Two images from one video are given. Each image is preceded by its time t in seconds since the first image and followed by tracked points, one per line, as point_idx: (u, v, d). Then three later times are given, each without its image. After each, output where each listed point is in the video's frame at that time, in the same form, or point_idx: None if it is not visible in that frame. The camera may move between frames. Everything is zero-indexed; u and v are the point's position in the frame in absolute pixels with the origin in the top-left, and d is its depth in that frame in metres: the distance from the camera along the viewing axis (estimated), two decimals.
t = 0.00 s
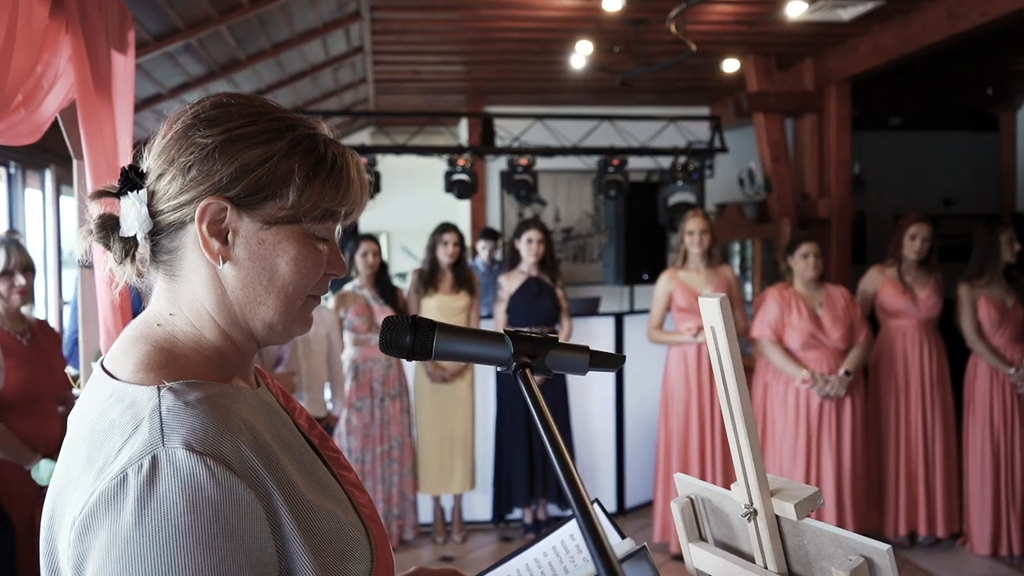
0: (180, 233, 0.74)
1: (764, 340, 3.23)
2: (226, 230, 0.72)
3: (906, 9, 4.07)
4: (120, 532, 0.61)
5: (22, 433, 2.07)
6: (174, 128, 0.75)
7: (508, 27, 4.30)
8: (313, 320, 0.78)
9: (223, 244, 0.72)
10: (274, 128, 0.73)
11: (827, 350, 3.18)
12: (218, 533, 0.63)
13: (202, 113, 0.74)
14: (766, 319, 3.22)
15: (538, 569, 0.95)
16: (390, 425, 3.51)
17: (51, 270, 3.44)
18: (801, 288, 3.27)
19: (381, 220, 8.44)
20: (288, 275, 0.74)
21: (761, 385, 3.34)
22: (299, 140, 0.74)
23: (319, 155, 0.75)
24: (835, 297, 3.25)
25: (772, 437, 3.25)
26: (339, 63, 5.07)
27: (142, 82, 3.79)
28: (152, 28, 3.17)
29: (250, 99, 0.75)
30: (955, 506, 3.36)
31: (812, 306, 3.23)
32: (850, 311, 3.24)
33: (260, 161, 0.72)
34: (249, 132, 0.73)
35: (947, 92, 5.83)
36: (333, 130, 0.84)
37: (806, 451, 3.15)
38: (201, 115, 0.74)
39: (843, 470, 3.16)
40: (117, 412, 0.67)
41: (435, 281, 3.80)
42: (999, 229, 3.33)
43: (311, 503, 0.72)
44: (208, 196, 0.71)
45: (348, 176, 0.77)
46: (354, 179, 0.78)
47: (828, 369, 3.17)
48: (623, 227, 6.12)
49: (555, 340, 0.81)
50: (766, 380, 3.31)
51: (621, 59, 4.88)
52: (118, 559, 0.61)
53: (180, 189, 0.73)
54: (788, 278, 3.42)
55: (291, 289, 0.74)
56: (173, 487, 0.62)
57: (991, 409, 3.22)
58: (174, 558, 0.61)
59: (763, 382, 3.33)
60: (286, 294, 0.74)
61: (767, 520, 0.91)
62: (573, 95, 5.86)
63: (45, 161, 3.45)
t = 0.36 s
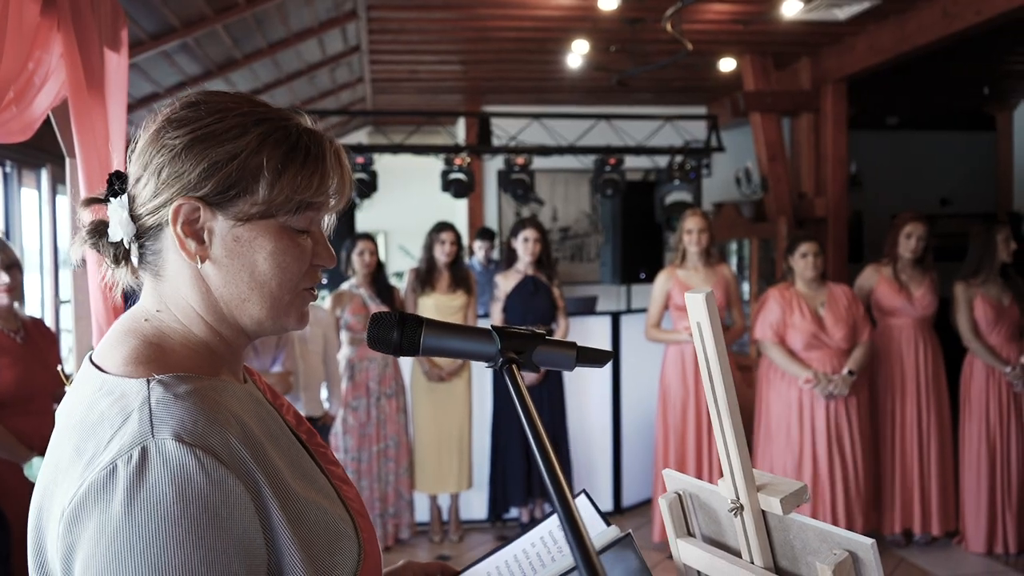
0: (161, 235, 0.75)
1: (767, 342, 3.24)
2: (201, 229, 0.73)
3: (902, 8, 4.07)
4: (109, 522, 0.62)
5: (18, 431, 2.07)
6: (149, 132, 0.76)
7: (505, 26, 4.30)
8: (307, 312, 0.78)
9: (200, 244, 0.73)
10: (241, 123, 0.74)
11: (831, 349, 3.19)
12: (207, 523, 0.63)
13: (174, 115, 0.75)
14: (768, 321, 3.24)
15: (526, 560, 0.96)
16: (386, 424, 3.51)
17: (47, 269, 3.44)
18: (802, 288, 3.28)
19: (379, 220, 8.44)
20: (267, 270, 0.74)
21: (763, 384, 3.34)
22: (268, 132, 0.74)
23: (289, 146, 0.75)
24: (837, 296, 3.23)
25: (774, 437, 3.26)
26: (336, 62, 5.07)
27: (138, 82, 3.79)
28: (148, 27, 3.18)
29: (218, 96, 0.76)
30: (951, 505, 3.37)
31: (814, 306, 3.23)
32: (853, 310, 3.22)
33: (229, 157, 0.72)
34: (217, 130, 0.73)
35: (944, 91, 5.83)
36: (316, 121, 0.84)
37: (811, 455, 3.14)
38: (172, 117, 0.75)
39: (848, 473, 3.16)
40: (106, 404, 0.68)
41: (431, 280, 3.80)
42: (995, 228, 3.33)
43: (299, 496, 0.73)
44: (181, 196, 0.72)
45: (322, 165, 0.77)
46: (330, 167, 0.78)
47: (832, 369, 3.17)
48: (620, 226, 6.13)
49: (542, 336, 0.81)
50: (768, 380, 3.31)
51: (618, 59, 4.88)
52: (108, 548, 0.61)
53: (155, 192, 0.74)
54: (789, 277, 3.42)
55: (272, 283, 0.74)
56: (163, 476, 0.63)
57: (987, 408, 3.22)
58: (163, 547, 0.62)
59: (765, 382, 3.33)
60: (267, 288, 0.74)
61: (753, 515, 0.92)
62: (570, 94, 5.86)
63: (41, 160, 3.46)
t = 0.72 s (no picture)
0: (152, 228, 0.75)
1: (766, 343, 3.24)
2: (193, 225, 0.73)
3: (903, 7, 4.06)
4: (92, 518, 0.62)
5: (17, 429, 2.08)
6: (144, 125, 0.76)
7: (505, 25, 4.30)
8: (295, 312, 0.79)
9: (191, 240, 0.73)
10: (238, 122, 0.74)
11: (830, 350, 3.19)
12: (189, 519, 0.64)
13: (171, 110, 0.75)
14: (766, 322, 3.23)
15: (521, 552, 0.96)
16: (387, 423, 3.52)
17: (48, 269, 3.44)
18: (800, 289, 3.28)
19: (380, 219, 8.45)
20: (257, 268, 0.74)
21: (761, 387, 3.33)
22: (264, 133, 0.74)
23: (285, 146, 0.75)
24: (834, 297, 3.25)
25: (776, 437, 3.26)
26: (337, 62, 5.08)
27: (139, 81, 3.79)
28: (149, 27, 3.18)
29: (217, 93, 0.76)
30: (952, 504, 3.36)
31: (811, 306, 3.23)
32: (850, 312, 3.24)
33: (223, 155, 0.72)
34: (213, 127, 0.73)
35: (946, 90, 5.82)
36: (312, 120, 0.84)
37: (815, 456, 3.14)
38: (169, 112, 0.75)
39: (850, 473, 3.16)
40: (91, 400, 0.69)
41: (432, 279, 3.80)
42: (997, 226, 3.32)
43: (285, 492, 0.74)
44: (173, 191, 0.73)
45: (316, 166, 0.77)
46: (324, 167, 0.78)
47: (832, 369, 3.17)
48: (621, 225, 6.13)
49: (533, 331, 0.80)
50: (767, 382, 3.30)
51: (618, 58, 4.88)
52: (91, 544, 0.62)
53: (148, 186, 0.74)
54: (786, 279, 3.42)
55: (262, 283, 0.75)
56: (144, 473, 0.63)
57: (988, 407, 3.22)
58: (145, 542, 0.62)
59: (765, 385, 3.30)
60: (257, 288, 0.75)
61: (744, 510, 0.93)
62: (571, 93, 5.86)
63: (42, 159, 3.46)
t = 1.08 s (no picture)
0: (156, 223, 0.76)
1: (769, 342, 3.25)
2: (199, 223, 0.74)
3: (914, 4, 4.04)
4: (95, 511, 0.63)
5: (28, 428, 2.11)
6: (154, 123, 0.77)
7: (514, 25, 4.31)
8: (292, 313, 0.80)
9: (195, 237, 0.74)
10: (249, 124, 0.75)
11: (834, 351, 3.19)
12: (191, 511, 0.65)
13: (182, 109, 0.76)
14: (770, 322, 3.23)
15: (515, 543, 0.99)
16: (396, 421, 3.52)
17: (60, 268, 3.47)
18: (803, 289, 3.28)
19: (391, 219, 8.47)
20: (259, 269, 0.75)
21: (766, 385, 3.34)
22: (274, 137, 0.75)
23: (294, 151, 0.76)
24: (838, 298, 3.24)
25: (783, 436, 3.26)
26: (347, 62, 5.09)
27: (151, 82, 3.82)
28: (159, 28, 3.20)
29: (228, 94, 0.77)
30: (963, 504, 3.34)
31: (815, 307, 3.22)
32: (854, 313, 3.22)
33: (232, 156, 0.73)
34: (224, 128, 0.74)
35: (959, 88, 5.78)
36: (317, 125, 0.86)
37: (817, 460, 3.15)
38: (179, 110, 0.76)
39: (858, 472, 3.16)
40: (93, 395, 0.70)
41: (441, 279, 3.81)
42: (1009, 225, 3.30)
43: (285, 487, 0.75)
44: (181, 189, 0.73)
45: (323, 172, 0.78)
46: (330, 173, 0.79)
47: (836, 369, 3.17)
48: (631, 224, 6.12)
49: (529, 329, 0.81)
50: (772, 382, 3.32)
51: (627, 57, 4.88)
52: (94, 537, 0.63)
53: (154, 182, 0.75)
54: (790, 279, 3.42)
55: (264, 284, 0.76)
56: (147, 467, 0.64)
57: (999, 407, 3.20)
58: (148, 535, 0.63)
59: (769, 384, 3.32)
60: (259, 288, 0.76)
61: (739, 506, 0.93)
62: (581, 92, 5.86)
63: (54, 159, 3.50)
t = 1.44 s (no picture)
0: (183, 228, 0.77)
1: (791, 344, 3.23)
2: (225, 227, 0.75)
3: (942, 2, 3.99)
4: (122, 511, 0.65)
5: (59, 426, 2.20)
6: (181, 130, 0.78)
7: (538, 26, 4.31)
8: (313, 316, 0.81)
9: (221, 240, 0.75)
10: (274, 131, 0.76)
11: (857, 353, 3.16)
12: (214, 512, 0.66)
13: (209, 116, 0.77)
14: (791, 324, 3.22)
15: (532, 546, 1.00)
16: (420, 421, 3.55)
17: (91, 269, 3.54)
18: (826, 292, 3.25)
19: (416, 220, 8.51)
20: (283, 273, 0.76)
21: (787, 385, 3.33)
22: (299, 144, 0.76)
23: (318, 158, 0.77)
24: (861, 300, 3.21)
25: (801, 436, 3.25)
26: (372, 64, 5.13)
27: (178, 86, 3.88)
28: (188, 33, 3.25)
29: (255, 102, 0.78)
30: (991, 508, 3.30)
31: (838, 309, 3.20)
32: (878, 314, 3.20)
33: (259, 163, 0.74)
34: (251, 135, 0.75)
35: (989, 85, 5.69)
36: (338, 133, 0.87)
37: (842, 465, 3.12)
38: (207, 117, 0.77)
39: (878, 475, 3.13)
40: (121, 398, 0.72)
41: (464, 280, 3.84)
42: None
43: (306, 488, 0.76)
44: (208, 194, 0.74)
45: (345, 178, 0.79)
46: (352, 180, 0.80)
47: (860, 371, 3.14)
48: (655, 225, 6.10)
49: (545, 333, 0.81)
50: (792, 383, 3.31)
51: (651, 57, 4.87)
52: (120, 536, 0.64)
53: (182, 187, 0.76)
54: (812, 280, 3.39)
55: (287, 287, 0.77)
56: (172, 468, 0.66)
57: None
58: (172, 535, 0.65)
59: (789, 384, 3.32)
60: (282, 292, 0.77)
61: (755, 511, 0.94)
62: (604, 93, 5.85)
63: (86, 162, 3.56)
